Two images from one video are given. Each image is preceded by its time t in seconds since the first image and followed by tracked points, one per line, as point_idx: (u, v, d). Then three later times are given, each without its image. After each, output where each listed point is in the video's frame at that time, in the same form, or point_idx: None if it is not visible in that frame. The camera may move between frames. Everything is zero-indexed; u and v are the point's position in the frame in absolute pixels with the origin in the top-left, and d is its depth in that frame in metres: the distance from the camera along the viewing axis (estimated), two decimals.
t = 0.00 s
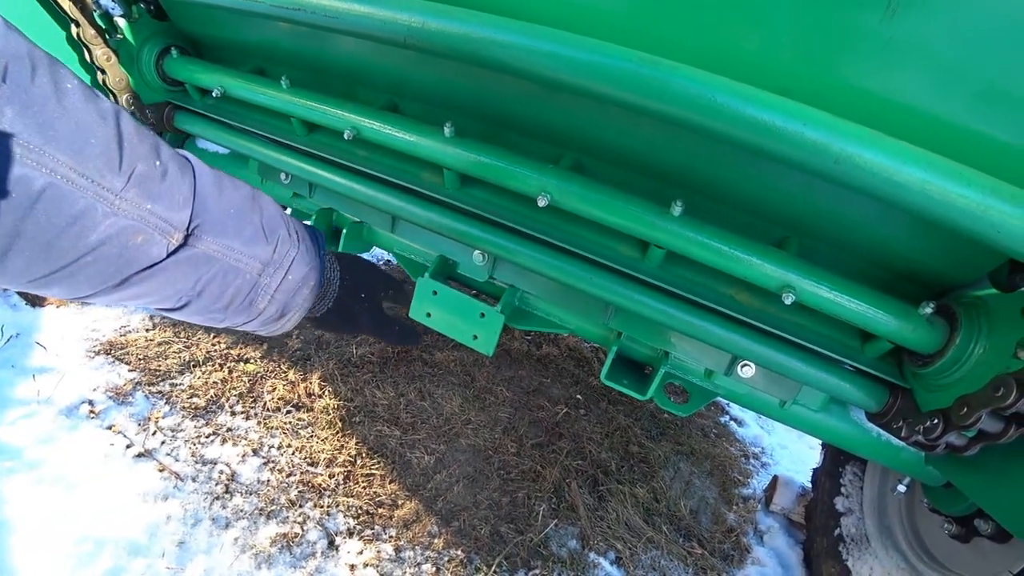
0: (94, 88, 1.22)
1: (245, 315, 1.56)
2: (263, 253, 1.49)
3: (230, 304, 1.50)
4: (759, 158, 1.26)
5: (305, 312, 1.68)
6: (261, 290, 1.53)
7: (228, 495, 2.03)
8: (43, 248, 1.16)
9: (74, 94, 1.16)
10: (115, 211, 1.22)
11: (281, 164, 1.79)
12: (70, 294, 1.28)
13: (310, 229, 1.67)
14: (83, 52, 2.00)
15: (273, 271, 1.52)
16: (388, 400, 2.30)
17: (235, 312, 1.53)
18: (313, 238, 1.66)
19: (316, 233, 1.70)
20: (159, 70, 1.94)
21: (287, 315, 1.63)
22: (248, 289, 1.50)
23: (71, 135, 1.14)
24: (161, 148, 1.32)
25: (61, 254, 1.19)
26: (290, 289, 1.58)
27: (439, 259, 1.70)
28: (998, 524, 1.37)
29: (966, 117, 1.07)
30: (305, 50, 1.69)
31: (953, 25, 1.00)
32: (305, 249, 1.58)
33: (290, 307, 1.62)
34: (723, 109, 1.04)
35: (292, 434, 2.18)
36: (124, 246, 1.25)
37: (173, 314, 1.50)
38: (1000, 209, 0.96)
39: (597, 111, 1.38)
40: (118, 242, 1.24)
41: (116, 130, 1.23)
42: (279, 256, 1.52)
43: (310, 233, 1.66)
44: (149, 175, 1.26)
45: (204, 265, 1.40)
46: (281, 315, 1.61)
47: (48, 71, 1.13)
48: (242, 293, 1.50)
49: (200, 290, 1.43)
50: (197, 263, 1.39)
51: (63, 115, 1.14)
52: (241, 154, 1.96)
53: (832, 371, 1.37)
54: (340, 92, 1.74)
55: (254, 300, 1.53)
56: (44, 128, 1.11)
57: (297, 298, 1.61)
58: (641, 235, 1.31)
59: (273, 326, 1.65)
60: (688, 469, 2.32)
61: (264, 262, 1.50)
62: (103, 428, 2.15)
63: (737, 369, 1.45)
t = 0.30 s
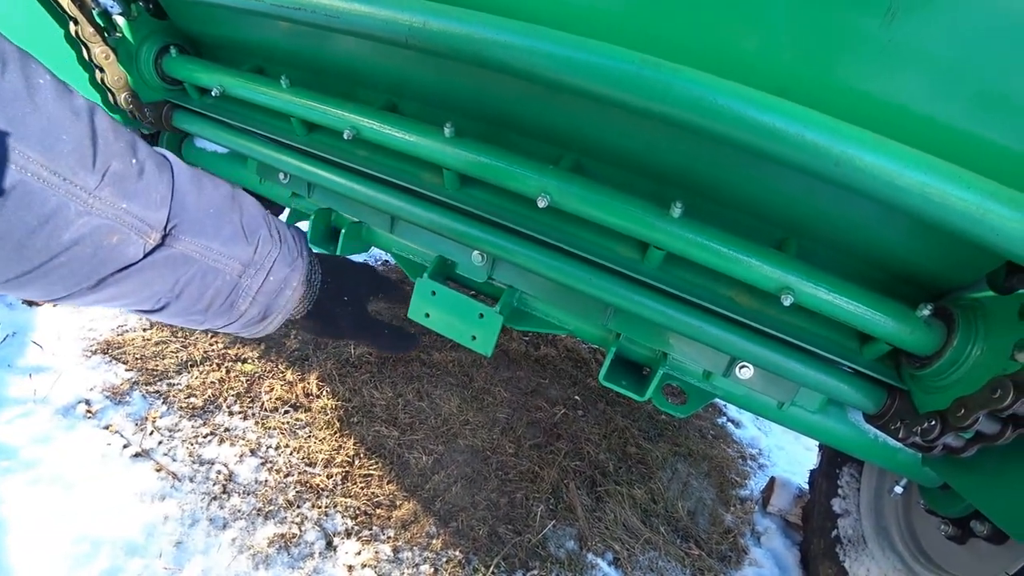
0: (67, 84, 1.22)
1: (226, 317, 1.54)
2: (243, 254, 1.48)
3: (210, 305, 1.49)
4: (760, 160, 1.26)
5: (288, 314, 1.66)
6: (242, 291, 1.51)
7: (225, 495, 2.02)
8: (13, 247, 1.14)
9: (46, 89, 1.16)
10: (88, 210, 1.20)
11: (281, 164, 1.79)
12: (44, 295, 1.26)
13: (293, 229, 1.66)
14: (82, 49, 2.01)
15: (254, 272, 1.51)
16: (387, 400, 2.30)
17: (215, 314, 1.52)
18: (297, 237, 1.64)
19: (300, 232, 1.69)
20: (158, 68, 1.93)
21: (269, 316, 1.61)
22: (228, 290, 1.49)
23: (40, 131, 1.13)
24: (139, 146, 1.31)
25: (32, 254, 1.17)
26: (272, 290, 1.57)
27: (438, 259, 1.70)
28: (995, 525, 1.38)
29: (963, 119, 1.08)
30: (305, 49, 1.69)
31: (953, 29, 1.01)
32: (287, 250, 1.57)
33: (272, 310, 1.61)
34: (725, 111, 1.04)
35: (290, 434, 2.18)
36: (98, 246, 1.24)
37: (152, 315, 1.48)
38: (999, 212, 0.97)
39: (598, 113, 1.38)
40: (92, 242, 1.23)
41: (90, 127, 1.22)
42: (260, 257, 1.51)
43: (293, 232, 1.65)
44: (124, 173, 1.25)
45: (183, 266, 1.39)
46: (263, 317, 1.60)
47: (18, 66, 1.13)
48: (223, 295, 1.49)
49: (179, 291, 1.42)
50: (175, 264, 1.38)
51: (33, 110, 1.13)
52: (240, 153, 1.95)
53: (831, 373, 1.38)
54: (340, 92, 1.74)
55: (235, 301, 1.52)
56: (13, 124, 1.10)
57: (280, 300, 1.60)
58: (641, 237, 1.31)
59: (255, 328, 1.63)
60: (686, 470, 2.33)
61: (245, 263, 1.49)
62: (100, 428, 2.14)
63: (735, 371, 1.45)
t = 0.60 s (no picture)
0: (63, 81, 1.22)
1: (226, 318, 1.54)
2: (242, 255, 1.48)
3: (209, 307, 1.49)
4: (762, 164, 1.27)
5: (290, 317, 1.66)
6: (241, 293, 1.51)
7: (225, 494, 2.02)
8: (7, 248, 1.14)
9: (41, 87, 1.15)
10: (85, 210, 1.20)
11: (283, 163, 1.79)
12: (41, 296, 1.26)
13: (295, 231, 1.65)
14: (85, 47, 2.00)
15: (254, 274, 1.51)
16: (386, 400, 2.30)
17: (215, 316, 1.52)
18: (299, 239, 1.64)
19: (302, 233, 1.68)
20: (161, 67, 1.94)
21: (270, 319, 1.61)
22: (227, 292, 1.49)
23: (34, 129, 1.13)
24: (137, 145, 1.31)
25: (28, 254, 1.17)
26: (272, 292, 1.56)
27: (439, 259, 1.70)
28: (992, 527, 1.39)
29: (965, 124, 1.08)
30: (308, 49, 1.70)
31: (955, 36, 1.02)
32: (287, 251, 1.57)
33: (273, 311, 1.60)
34: (730, 115, 1.05)
35: (290, 434, 2.18)
36: (94, 247, 1.23)
37: (152, 317, 1.48)
38: (1000, 217, 0.97)
39: (601, 115, 1.38)
40: (87, 244, 1.22)
41: (86, 125, 1.22)
42: (259, 259, 1.51)
43: (295, 234, 1.64)
44: (121, 172, 1.24)
45: (181, 267, 1.39)
46: (264, 319, 1.60)
47: (12, 62, 1.13)
48: (222, 297, 1.49)
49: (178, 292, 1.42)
50: (174, 265, 1.38)
51: (28, 108, 1.13)
52: (242, 152, 1.95)
53: (831, 375, 1.38)
54: (343, 92, 1.74)
55: (235, 303, 1.52)
56: (7, 122, 1.10)
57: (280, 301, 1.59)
58: (643, 239, 1.32)
59: (256, 330, 1.63)
60: (684, 472, 2.33)
61: (244, 265, 1.49)
62: (99, 427, 2.13)
63: (735, 373, 1.46)
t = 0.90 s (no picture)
0: (60, 80, 1.22)
1: (224, 318, 1.54)
2: (241, 254, 1.48)
3: (207, 306, 1.49)
4: (762, 166, 1.27)
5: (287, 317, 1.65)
6: (240, 292, 1.51)
7: (223, 494, 2.02)
8: (5, 246, 1.14)
9: (38, 85, 1.15)
10: (83, 209, 1.20)
11: (282, 163, 1.79)
12: (39, 295, 1.26)
13: (294, 230, 1.65)
14: (84, 47, 2.00)
15: (253, 273, 1.51)
16: (385, 401, 2.30)
17: (213, 315, 1.52)
18: (298, 238, 1.64)
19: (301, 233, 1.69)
20: (161, 67, 1.94)
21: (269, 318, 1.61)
22: (226, 291, 1.49)
23: (32, 127, 1.13)
24: (135, 144, 1.31)
25: (25, 253, 1.17)
26: (271, 292, 1.56)
27: (438, 260, 1.70)
28: (989, 529, 1.40)
29: (963, 127, 1.09)
30: (308, 49, 1.70)
31: (954, 38, 1.02)
32: (286, 250, 1.56)
33: (271, 311, 1.60)
34: (731, 117, 1.05)
35: (288, 434, 2.18)
36: (92, 245, 1.23)
37: (150, 317, 1.48)
38: (999, 220, 0.98)
39: (600, 116, 1.39)
40: (84, 243, 1.22)
41: (84, 124, 1.22)
42: (258, 258, 1.51)
43: (294, 233, 1.64)
44: (119, 171, 1.24)
45: (180, 266, 1.39)
46: (262, 318, 1.60)
47: (10, 60, 1.13)
48: (220, 296, 1.49)
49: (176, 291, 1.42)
50: (172, 265, 1.38)
51: (25, 106, 1.13)
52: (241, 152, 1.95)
53: (830, 377, 1.39)
54: (343, 92, 1.74)
55: (233, 302, 1.52)
56: (4, 119, 1.10)
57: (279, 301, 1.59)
58: (643, 240, 1.32)
59: (255, 330, 1.63)
60: (683, 473, 2.33)
61: (243, 264, 1.49)
62: (97, 427, 2.13)
63: (734, 374, 1.46)
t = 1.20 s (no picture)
0: (57, 85, 1.21)
1: (222, 322, 1.53)
2: (239, 258, 1.47)
3: (205, 310, 1.48)
4: (762, 165, 1.27)
5: (285, 319, 1.65)
6: (238, 296, 1.50)
7: (221, 496, 2.01)
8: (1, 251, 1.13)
9: (35, 89, 1.14)
10: (81, 214, 1.19)
11: (281, 162, 1.78)
12: (35, 300, 1.25)
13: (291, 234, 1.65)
14: (82, 44, 1.98)
15: (251, 277, 1.50)
16: (384, 401, 2.30)
17: (211, 319, 1.51)
18: (296, 242, 1.63)
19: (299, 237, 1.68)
20: (158, 67, 1.94)
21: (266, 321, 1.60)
22: (223, 295, 1.48)
23: (30, 131, 1.12)
24: (132, 148, 1.30)
25: (22, 258, 1.16)
26: (269, 296, 1.55)
27: (437, 260, 1.70)
28: (990, 530, 1.39)
29: (965, 127, 1.08)
30: (307, 49, 1.69)
31: (956, 37, 1.02)
32: (283, 254, 1.56)
33: (269, 314, 1.59)
34: (732, 115, 1.04)
35: (287, 435, 2.17)
36: (90, 250, 1.23)
37: (148, 321, 1.47)
38: (1002, 219, 0.97)
39: (600, 115, 1.38)
40: (80, 248, 1.21)
41: (81, 128, 1.21)
42: (256, 262, 1.50)
43: (292, 237, 1.63)
44: (116, 175, 1.24)
45: (178, 270, 1.38)
46: (260, 321, 1.59)
47: (8, 64, 1.12)
48: (218, 300, 1.48)
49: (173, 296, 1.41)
50: (170, 269, 1.37)
51: (22, 110, 1.12)
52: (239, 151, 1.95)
53: (830, 377, 1.38)
54: (342, 91, 1.73)
55: (231, 305, 1.51)
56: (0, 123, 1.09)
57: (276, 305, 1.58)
58: (643, 240, 1.31)
59: (253, 333, 1.62)
60: (682, 473, 2.33)
61: (241, 268, 1.48)
62: (95, 427, 2.12)
63: (734, 375, 1.46)
